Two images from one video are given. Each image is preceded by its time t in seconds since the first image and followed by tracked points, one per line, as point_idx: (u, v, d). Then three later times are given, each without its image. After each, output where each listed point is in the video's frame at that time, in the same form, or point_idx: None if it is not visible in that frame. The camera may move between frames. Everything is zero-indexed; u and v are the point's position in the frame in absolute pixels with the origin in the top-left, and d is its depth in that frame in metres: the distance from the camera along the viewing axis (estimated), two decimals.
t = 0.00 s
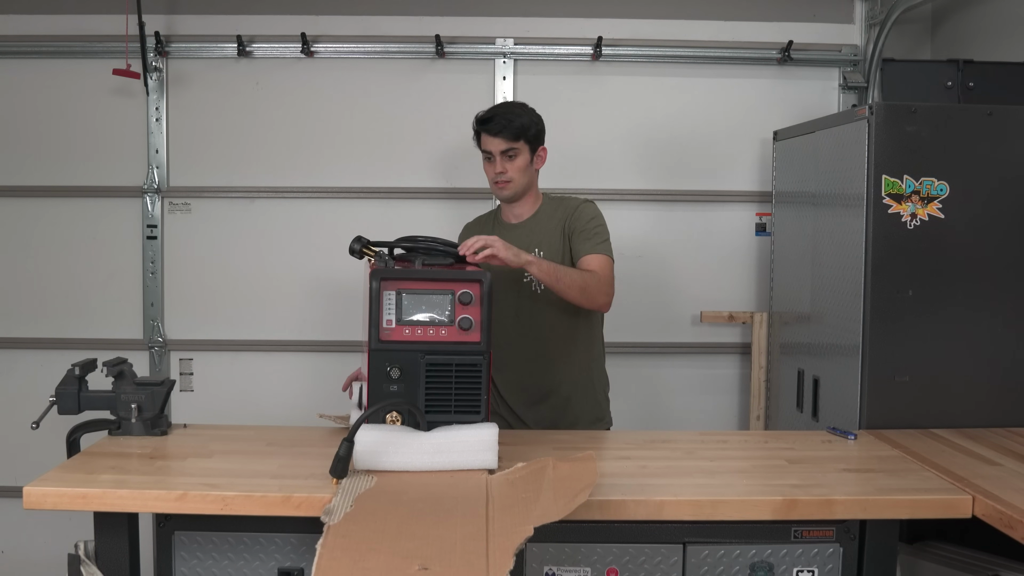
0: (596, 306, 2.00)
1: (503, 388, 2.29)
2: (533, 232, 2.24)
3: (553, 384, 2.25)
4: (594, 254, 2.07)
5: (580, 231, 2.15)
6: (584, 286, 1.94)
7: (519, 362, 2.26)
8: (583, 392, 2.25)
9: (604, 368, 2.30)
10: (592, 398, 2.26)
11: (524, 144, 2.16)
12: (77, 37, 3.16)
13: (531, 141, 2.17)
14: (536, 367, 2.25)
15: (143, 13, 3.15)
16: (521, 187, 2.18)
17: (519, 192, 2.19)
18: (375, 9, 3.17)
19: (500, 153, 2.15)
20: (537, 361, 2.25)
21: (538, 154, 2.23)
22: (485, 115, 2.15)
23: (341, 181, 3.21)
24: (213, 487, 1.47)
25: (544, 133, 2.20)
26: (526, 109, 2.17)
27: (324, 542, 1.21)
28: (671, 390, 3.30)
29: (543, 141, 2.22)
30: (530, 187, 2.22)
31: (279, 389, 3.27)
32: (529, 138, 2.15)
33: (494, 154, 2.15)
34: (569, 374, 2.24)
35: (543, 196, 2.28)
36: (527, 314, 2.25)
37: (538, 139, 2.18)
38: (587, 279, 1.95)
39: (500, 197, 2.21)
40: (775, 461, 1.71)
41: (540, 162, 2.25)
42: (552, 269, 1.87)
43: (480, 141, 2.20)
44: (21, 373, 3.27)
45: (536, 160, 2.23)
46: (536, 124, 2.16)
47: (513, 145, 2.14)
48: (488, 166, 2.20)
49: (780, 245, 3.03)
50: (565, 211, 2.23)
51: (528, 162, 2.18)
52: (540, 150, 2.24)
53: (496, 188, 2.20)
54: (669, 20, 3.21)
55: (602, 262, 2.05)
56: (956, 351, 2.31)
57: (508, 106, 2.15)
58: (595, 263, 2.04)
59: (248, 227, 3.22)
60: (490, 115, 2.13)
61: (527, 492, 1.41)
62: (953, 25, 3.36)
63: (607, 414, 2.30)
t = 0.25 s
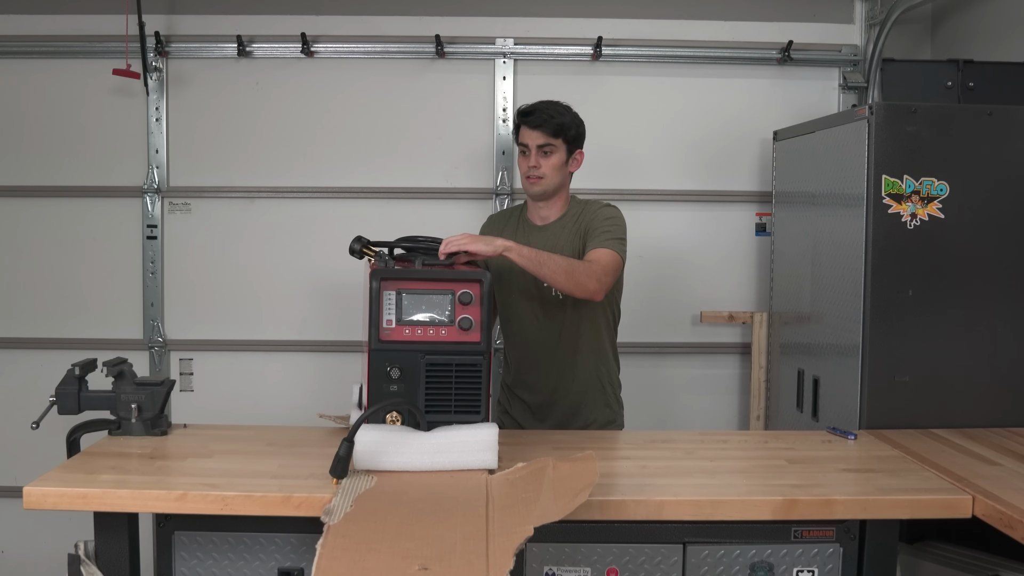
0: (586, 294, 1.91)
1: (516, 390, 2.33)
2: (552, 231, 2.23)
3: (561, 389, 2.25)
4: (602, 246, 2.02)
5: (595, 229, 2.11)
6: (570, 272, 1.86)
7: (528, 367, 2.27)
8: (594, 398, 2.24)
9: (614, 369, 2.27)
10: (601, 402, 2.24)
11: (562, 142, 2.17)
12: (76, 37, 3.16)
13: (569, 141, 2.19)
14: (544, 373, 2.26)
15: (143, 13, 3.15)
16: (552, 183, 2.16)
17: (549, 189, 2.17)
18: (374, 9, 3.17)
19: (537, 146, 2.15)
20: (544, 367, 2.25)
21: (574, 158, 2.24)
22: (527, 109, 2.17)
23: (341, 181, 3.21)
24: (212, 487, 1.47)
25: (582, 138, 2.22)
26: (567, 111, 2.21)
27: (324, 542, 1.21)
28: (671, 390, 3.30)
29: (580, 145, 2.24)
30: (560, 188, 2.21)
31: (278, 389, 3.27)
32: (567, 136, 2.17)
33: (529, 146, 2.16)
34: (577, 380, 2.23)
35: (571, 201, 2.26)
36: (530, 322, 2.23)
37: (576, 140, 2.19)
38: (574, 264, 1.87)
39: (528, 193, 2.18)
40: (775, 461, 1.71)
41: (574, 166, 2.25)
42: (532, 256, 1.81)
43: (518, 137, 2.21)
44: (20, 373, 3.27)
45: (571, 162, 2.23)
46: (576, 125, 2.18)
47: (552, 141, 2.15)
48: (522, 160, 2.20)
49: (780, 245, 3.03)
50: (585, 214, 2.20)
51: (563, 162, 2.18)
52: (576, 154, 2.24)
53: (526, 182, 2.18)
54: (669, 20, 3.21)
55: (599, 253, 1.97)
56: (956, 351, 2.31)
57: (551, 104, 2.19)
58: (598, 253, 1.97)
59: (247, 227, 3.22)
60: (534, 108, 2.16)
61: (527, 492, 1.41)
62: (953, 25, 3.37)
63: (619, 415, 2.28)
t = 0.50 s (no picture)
0: (574, 297, 1.91)
1: (509, 393, 2.31)
2: (540, 230, 2.23)
3: (554, 390, 2.25)
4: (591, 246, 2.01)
5: (582, 228, 2.10)
6: (556, 275, 1.87)
7: (522, 368, 2.27)
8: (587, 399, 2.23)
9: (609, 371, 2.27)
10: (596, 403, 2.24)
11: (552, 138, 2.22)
12: (76, 37, 3.16)
13: (558, 137, 2.23)
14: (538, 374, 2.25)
15: (143, 13, 3.15)
16: (543, 175, 2.18)
17: (539, 182, 2.18)
18: (374, 10, 3.17)
19: (529, 139, 2.19)
20: (539, 367, 2.25)
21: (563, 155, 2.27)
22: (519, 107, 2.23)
23: (341, 181, 3.21)
24: (212, 487, 1.47)
25: (571, 135, 2.26)
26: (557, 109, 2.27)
27: (325, 542, 1.21)
28: (671, 390, 3.30)
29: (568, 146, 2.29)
30: (550, 184, 2.22)
31: (279, 389, 3.27)
32: (557, 132, 2.22)
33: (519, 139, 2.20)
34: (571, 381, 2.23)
35: (561, 200, 2.27)
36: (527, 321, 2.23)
37: (565, 138, 2.24)
38: (559, 267, 1.87)
39: (517, 187, 2.20)
40: (775, 461, 1.71)
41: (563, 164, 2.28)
42: (515, 259, 1.81)
43: (508, 135, 2.25)
44: (20, 373, 3.27)
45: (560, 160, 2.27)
46: (566, 122, 2.23)
47: (541, 134, 2.20)
48: (512, 156, 2.23)
49: (780, 244, 3.03)
50: (573, 212, 2.20)
51: (553, 156, 2.21)
52: (565, 152, 2.28)
53: (516, 175, 2.18)
54: (668, 20, 3.21)
55: (585, 253, 1.97)
56: (956, 351, 2.31)
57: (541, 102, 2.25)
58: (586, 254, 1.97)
59: (247, 227, 3.22)
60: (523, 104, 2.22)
61: (526, 493, 1.41)
62: (953, 25, 3.37)
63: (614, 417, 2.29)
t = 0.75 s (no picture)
0: (556, 296, 1.92)
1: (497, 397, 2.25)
2: (511, 230, 2.22)
3: (541, 389, 2.22)
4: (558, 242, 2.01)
5: (550, 224, 2.10)
6: (537, 278, 1.85)
7: (510, 367, 2.23)
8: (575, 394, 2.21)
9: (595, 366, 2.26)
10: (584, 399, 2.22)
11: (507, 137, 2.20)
12: (76, 37, 3.16)
13: (512, 137, 2.22)
14: (523, 374, 2.22)
15: (143, 13, 3.15)
16: (501, 176, 2.16)
17: (498, 183, 2.17)
18: (375, 10, 3.18)
19: (484, 140, 2.17)
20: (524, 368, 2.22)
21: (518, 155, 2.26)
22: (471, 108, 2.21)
23: (341, 181, 3.21)
24: (212, 487, 1.47)
25: (524, 134, 2.25)
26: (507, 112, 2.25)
27: (325, 542, 1.21)
28: (670, 390, 3.30)
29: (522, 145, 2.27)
30: (509, 183, 2.21)
31: (279, 389, 3.27)
32: (511, 132, 2.20)
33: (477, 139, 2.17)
34: (557, 377, 2.20)
35: (521, 198, 2.26)
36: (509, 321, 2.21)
37: (519, 137, 2.23)
38: (540, 269, 1.86)
39: (478, 188, 2.17)
40: (775, 461, 1.71)
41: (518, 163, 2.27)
42: (497, 262, 1.77)
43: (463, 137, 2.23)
44: (21, 373, 3.26)
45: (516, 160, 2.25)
46: (519, 121, 2.22)
47: (496, 134, 2.18)
48: (468, 158, 2.20)
49: (780, 245, 3.03)
50: (540, 207, 2.19)
51: (510, 155, 2.20)
52: (520, 152, 2.27)
53: (474, 177, 2.17)
54: (669, 20, 3.21)
55: (562, 252, 1.97)
56: (956, 351, 2.31)
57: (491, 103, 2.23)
58: (561, 253, 1.97)
59: (248, 227, 3.22)
60: (474, 105, 2.20)
61: (526, 493, 1.40)
62: (953, 25, 3.37)
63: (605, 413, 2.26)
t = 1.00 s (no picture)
0: (562, 293, 1.92)
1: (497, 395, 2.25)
2: (501, 229, 2.21)
3: (541, 387, 2.21)
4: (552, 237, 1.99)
5: (540, 219, 2.08)
6: (540, 275, 1.86)
7: (511, 366, 2.23)
8: (576, 393, 2.20)
9: (596, 364, 2.26)
10: (586, 396, 2.21)
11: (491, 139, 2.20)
12: (76, 37, 3.16)
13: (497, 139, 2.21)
14: (524, 375, 2.22)
15: (143, 13, 3.15)
16: (487, 177, 2.16)
17: (485, 184, 2.16)
18: (374, 9, 3.18)
19: (468, 143, 2.16)
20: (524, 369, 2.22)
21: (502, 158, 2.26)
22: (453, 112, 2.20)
23: (341, 181, 3.21)
24: (212, 487, 1.47)
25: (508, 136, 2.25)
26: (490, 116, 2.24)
27: (325, 542, 1.21)
28: (670, 390, 3.30)
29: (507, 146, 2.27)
30: (495, 184, 2.20)
31: (279, 390, 3.27)
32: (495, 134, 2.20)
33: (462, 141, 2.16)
34: (558, 376, 2.20)
35: (508, 197, 2.26)
36: (507, 324, 2.22)
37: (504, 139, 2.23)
38: (543, 266, 1.86)
39: (465, 190, 2.16)
40: (775, 461, 1.71)
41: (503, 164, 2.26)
42: (500, 261, 1.78)
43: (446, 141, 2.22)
44: (21, 373, 3.26)
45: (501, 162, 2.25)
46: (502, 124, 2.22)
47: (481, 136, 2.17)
48: (454, 162, 2.19)
49: (781, 245, 3.03)
50: (529, 201, 2.18)
51: (495, 157, 2.19)
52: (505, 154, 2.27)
53: (461, 180, 2.16)
54: (668, 20, 3.21)
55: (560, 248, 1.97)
56: (956, 351, 2.31)
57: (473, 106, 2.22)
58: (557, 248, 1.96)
59: (247, 227, 3.22)
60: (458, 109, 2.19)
61: (526, 493, 1.40)
62: (953, 25, 3.36)
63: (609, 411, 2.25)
